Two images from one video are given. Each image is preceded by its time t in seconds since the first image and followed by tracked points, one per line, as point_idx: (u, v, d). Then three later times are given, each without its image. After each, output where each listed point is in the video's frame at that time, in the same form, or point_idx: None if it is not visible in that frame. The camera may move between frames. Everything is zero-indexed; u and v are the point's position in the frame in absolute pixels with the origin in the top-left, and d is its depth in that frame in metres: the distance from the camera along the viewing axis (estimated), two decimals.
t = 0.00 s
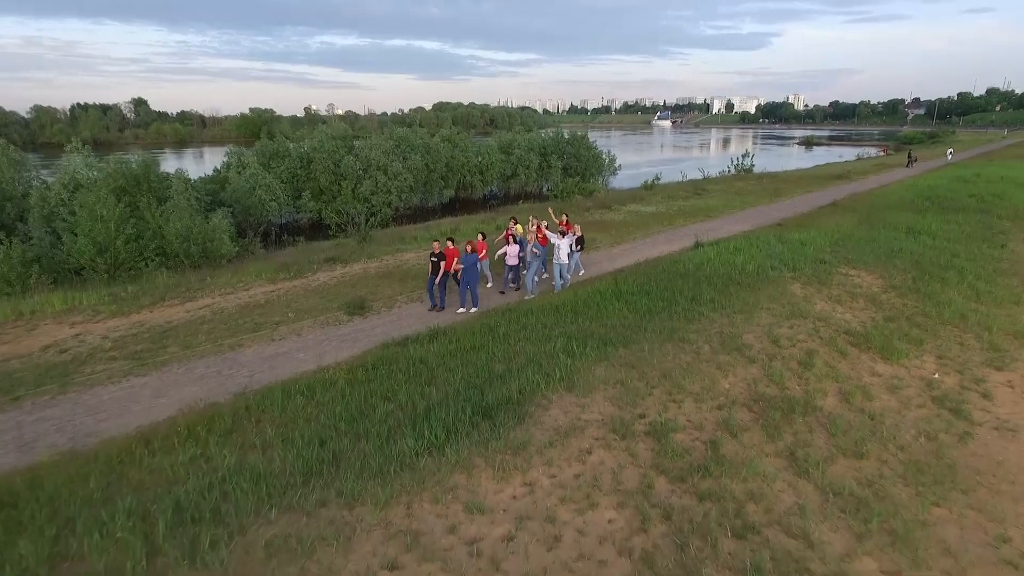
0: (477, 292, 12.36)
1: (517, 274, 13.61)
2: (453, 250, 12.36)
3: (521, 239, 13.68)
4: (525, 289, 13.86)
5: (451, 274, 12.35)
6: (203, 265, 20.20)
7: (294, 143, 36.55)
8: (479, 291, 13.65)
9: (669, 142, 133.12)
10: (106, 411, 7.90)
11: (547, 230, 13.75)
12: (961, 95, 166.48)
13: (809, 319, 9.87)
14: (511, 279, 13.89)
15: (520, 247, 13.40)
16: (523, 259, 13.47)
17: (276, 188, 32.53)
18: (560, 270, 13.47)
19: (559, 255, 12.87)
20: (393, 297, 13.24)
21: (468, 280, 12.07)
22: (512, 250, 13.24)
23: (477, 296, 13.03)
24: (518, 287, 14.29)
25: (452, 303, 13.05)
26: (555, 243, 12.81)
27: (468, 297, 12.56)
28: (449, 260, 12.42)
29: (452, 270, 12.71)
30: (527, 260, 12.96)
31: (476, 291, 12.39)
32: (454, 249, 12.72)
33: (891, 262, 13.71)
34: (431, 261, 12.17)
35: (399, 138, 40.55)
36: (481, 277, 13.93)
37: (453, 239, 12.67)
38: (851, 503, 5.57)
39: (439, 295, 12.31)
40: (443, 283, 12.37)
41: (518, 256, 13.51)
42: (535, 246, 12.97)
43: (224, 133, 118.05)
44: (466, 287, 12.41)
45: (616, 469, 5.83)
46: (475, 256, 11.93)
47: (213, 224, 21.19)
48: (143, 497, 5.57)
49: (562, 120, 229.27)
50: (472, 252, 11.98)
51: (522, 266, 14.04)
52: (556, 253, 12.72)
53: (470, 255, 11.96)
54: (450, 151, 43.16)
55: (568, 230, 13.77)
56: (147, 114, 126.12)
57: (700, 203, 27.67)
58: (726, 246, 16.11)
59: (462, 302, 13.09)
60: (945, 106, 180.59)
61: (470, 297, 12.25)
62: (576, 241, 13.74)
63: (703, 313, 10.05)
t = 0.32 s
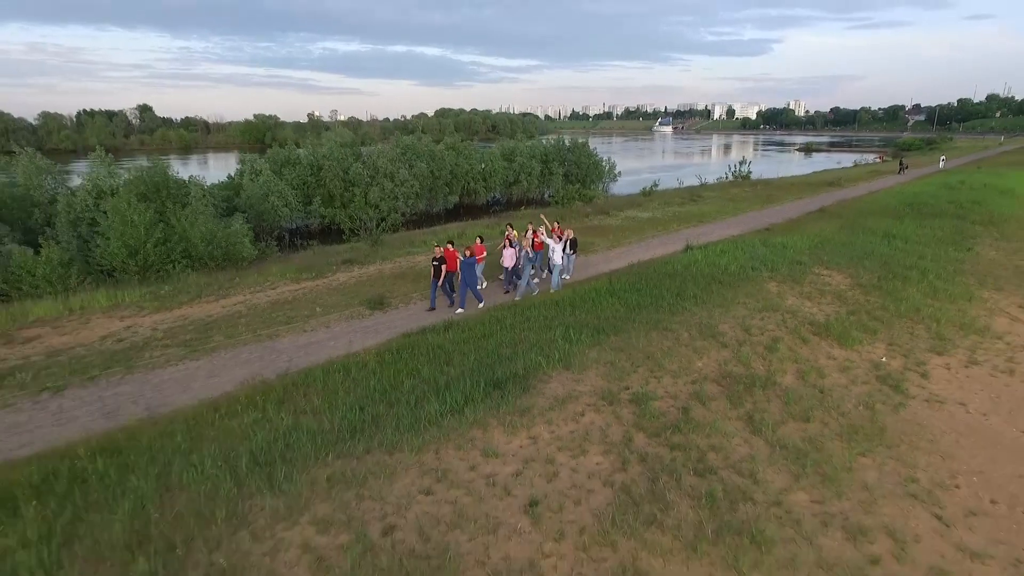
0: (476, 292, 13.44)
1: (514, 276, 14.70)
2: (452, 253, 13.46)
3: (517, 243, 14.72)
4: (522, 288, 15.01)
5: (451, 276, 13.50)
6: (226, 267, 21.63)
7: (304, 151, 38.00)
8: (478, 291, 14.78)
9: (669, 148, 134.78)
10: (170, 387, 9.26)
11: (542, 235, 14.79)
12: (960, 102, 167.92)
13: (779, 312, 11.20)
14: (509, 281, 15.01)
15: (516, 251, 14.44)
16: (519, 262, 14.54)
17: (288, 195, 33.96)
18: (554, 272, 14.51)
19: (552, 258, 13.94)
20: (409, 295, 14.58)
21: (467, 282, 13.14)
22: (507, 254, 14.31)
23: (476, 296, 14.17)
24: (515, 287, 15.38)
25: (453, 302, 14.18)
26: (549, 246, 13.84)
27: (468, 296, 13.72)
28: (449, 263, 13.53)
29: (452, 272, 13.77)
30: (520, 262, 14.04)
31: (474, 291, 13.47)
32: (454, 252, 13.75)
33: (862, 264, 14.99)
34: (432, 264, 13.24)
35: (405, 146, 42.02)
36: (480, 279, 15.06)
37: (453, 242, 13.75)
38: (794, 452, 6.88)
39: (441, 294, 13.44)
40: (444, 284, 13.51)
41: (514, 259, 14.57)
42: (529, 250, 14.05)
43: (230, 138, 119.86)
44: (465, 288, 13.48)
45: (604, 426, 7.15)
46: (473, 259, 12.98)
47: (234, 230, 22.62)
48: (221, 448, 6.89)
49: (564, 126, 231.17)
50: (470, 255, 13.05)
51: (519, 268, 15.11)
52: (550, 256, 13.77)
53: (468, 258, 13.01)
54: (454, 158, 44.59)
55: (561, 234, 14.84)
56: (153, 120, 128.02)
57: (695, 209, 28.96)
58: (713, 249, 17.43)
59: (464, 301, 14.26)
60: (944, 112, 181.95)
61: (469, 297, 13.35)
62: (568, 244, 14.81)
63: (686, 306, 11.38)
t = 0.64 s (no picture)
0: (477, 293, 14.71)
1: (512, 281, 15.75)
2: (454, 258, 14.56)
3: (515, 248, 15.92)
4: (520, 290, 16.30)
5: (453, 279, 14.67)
6: (248, 271, 23.13)
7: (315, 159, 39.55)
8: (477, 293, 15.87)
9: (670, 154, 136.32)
10: (221, 369, 10.70)
11: (539, 241, 16.06)
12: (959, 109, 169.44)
13: (754, 308, 12.61)
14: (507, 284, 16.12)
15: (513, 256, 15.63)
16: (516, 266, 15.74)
17: (300, 201, 35.46)
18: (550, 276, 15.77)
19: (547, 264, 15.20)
20: (422, 295, 16.03)
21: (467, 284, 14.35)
22: (505, 258, 15.42)
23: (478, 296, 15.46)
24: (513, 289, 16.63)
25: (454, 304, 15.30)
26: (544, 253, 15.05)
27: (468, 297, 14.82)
28: (451, 266, 14.64)
29: (454, 275, 14.99)
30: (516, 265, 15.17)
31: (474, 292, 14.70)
32: (456, 256, 14.96)
33: (837, 267, 16.39)
34: (436, 267, 14.46)
35: (412, 154, 43.56)
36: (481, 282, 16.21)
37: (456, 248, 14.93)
38: (752, 419, 8.28)
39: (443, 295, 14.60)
40: (446, 286, 14.61)
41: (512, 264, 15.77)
42: (526, 254, 15.22)
43: (235, 144, 121.65)
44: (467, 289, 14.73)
45: (595, 398, 8.55)
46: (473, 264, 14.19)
47: (255, 236, 24.11)
48: (277, 414, 8.31)
49: (565, 132, 232.76)
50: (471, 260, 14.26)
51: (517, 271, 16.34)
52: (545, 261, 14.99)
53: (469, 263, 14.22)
54: (459, 166, 46.11)
55: (557, 241, 16.10)
56: (160, 127, 130.07)
57: (691, 216, 30.39)
58: (703, 253, 18.84)
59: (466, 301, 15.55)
60: (943, 119, 183.40)
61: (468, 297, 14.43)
62: (563, 250, 16.06)
63: (671, 302, 12.78)
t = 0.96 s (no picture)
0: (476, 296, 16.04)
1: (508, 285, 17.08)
2: (455, 264, 15.85)
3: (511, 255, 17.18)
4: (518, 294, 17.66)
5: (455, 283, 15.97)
6: (268, 275, 24.66)
7: (326, 169, 41.17)
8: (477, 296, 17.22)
9: (670, 161, 137.93)
10: (262, 358, 12.22)
11: (535, 249, 17.41)
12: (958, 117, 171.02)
13: (733, 308, 14.07)
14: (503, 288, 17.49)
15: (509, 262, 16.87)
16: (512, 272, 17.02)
17: (312, 209, 37.03)
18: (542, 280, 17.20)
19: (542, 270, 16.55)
20: (433, 297, 17.53)
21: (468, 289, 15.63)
22: (502, 264, 16.71)
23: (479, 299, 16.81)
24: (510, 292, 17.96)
25: (457, 306, 16.70)
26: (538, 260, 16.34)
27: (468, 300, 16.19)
28: (452, 272, 15.93)
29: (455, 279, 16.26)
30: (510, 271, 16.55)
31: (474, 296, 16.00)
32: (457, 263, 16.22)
33: (814, 271, 17.83)
34: (439, 273, 15.71)
35: (418, 164, 45.18)
36: (480, 286, 17.58)
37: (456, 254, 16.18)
38: (721, 399, 9.76)
39: (446, 298, 15.95)
40: (448, 290, 15.91)
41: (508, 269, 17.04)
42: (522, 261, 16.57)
43: (241, 151, 123.63)
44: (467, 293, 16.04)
45: (588, 380, 10.04)
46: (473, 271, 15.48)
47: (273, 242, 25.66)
48: (319, 393, 9.81)
49: (567, 139, 234.73)
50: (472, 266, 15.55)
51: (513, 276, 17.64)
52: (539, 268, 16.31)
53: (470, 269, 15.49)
54: (464, 175, 47.69)
55: (551, 248, 17.46)
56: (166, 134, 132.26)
57: (686, 224, 31.90)
58: (692, 258, 20.33)
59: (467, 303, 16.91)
60: (942, 127, 184.97)
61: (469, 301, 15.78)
62: (557, 257, 17.41)
63: (660, 302, 14.24)
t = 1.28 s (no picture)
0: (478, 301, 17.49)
1: (506, 290, 18.55)
2: (459, 272, 17.27)
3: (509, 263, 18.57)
4: (518, 298, 19.15)
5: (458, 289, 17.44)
6: (287, 280, 26.28)
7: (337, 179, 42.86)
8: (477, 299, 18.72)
9: (671, 168, 139.62)
10: (296, 353, 13.81)
11: (533, 257, 18.88)
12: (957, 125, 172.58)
13: (717, 310, 15.61)
14: (502, 293, 18.99)
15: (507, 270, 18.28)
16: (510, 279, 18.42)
17: (324, 218, 38.70)
18: (539, 286, 18.70)
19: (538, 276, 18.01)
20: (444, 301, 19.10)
21: (470, 294, 17.05)
22: (501, 271, 18.15)
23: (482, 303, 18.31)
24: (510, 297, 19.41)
25: (464, 309, 18.24)
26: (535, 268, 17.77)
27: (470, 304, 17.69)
28: (456, 279, 17.38)
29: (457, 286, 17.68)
30: (509, 278, 18.06)
31: (475, 301, 17.41)
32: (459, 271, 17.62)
33: (795, 277, 19.36)
34: (443, 280, 17.12)
35: (425, 174, 46.89)
36: (484, 291, 19.12)
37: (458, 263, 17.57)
38: (698, 386, 11.29)
39: (450, 303, 17.44)
40: (452, 295, 17.36)
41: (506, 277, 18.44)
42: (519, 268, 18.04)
43: (247, 159, 125.69)
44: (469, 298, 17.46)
45: (584, 369, 11.57)
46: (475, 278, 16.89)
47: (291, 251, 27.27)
48: (352, 381, 11.37)
49: (568, 146, 236.80)
50: (474, 273, 16.99)
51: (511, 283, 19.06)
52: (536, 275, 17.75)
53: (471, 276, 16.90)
54: (469, 185, 49.40)
55: (547, 257, 18.92)
56: (173, 141, 134.49)
57: (681, 232, 33.49)
58: (684, 265, 21.87)
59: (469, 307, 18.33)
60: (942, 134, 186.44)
61: (472, 305, 17.28)
62: (553, 265, 18.87)
63: (650, 304, 15.78)
